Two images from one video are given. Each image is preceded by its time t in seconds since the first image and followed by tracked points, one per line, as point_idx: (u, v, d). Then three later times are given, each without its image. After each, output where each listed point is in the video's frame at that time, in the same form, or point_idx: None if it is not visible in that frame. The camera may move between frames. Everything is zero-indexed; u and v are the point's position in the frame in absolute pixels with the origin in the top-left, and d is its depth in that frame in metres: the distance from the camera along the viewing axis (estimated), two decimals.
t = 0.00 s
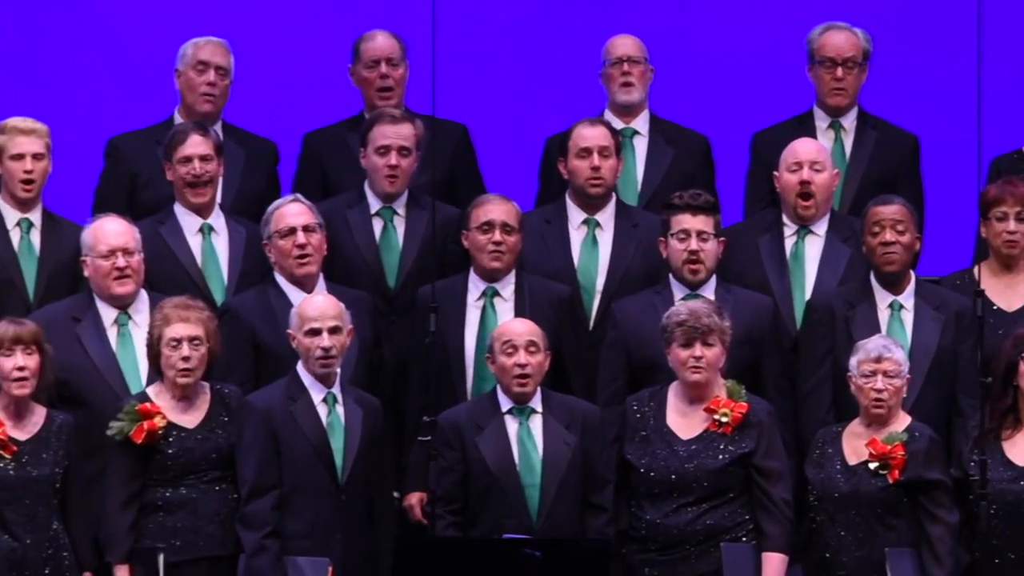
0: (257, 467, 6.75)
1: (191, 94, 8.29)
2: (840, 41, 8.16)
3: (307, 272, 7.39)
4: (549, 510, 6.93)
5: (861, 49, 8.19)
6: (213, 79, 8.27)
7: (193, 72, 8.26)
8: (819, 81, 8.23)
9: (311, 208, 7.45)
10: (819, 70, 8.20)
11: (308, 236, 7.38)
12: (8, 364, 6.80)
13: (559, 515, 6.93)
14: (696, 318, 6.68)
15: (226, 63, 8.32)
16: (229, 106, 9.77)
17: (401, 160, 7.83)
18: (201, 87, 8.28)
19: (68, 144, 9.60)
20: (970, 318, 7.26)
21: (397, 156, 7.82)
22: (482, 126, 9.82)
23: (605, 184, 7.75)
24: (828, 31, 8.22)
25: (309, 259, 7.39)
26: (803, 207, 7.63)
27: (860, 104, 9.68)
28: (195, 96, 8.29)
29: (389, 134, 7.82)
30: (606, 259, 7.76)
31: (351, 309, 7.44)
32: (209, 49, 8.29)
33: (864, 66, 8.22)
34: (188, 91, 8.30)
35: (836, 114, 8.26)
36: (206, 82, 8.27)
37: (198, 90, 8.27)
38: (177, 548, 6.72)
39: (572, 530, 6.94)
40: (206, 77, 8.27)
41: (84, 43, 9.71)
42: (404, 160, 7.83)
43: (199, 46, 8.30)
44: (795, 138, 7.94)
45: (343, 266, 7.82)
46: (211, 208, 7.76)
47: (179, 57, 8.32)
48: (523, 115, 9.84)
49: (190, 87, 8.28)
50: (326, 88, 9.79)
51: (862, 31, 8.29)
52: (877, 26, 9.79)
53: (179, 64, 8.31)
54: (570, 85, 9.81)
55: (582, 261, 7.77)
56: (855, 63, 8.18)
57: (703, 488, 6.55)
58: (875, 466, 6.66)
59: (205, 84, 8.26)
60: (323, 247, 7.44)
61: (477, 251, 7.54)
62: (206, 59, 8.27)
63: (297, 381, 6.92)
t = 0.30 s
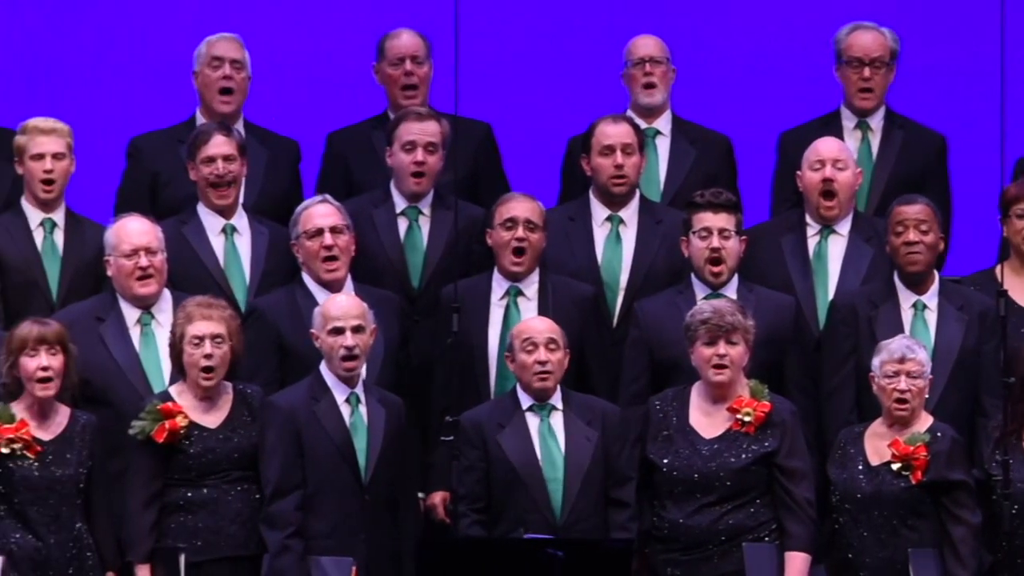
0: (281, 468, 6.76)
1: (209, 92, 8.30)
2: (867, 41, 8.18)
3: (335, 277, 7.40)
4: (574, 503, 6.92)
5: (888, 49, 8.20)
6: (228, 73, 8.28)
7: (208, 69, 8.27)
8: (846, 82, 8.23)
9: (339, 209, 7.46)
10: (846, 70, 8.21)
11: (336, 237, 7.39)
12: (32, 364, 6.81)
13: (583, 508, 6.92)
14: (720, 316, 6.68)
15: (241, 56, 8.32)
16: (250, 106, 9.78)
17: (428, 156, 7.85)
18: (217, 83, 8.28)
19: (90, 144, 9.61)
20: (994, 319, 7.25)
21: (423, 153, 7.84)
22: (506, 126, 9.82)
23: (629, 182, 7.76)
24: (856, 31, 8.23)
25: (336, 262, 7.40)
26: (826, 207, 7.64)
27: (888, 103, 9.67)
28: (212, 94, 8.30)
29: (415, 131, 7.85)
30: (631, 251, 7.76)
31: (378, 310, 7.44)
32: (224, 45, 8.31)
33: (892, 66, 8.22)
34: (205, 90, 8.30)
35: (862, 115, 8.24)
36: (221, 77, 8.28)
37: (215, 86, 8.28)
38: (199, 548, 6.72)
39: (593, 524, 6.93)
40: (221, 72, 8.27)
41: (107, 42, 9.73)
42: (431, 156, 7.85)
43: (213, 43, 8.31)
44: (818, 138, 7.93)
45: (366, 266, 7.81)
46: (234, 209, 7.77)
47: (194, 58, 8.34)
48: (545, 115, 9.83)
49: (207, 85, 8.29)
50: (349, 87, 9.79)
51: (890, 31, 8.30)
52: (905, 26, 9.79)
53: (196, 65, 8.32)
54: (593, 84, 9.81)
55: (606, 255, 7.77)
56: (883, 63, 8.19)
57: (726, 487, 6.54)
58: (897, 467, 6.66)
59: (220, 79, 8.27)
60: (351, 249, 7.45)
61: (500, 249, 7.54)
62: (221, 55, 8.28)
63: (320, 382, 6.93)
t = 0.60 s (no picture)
0: (297, 468, 6.75)
1: (223, 91, 8.31)
2: (892, 41, 8.21)
3: (352, 276, 7.40)
4: (588, 504, 6.92)
5: (913, 49, 8.22)
6: (242, 71, 8.28)
7: (221, 68, 8.28)
8: (871, 83, 8.26)
9: (356, 209, 7.48)
10: (871, 71, 8.24)
11: (353, 236, 7.41)
12: (50, 364, 6.82)
13: (597, 507, 6.93)
14: (737, 316, 6.68)
15: (254, 55, 8.32)
16: (266, 106, 9.78)
17: (446, 159, 7.85)
18: (231, 83, 8.29)
19: (106, 144, 9.61)
20: (1010, 319, 7.25)
21: (442, 155, 7.84)
22: (522, 124, 9.81)
23: (646, 183, 7.76)
24: (880, 31, 8.26)
25: (353, 262, 7.41)
26: (842, 204, 7.62)
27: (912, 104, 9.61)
28: (227, 94, 8.30)
29: (434, 133, 7.86)
30: (648, 251, 7.76)
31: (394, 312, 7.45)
32: (236, 45, 8.30)
33: (916, 66, 8.25)
34: (219, 90, 8.31)
35: (886, 116, 8.27)
36: (235, 76, 8.28)
37: (229, 85, 8.29)
38: (213, 548, 6.68)
39: (610, 526, 6.95)
40: (235, 71, 8.28)
41: (124, 41, 9.75)
42: (449, 158, 7.85)
43: (225, 43, 8.31)
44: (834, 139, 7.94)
45: (382, 267, 7.82)
46: (247, 209, 7.77)
47: (207, 58, 8.34)
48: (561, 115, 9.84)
49: (221, 84, 8.30)
50: (365, 87, 9.80)
51: (915, 31, 8.32)
52: (924, 26, 9.80)
53: (209, 66, 8.33)
54: (610, 83, 9.81)
55: (622, 256, 7.76)
56: (907, 63, 8.22)
57: (742, 487, 6.53)
58: (911, 467, 6.64)
59: (234, 78, 8.28)
60: (368, 249, 7.46)
61: (516, 248, 7.53)
62: (234, 55, 8.28)
63: (337, 382, 6.94)
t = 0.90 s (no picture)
0: (311, 468, 6.75)
1: (235, 91, 8.31)
2: (913, 42, 8.20)
3: (363, 277, 7.40)
4: (599, 502, 6.91)
5: (934, 50, 8.21)
6: (253, 71, 8.28)
7: (232, 68, 8.28)
8: (891, 83, 8.26)
9: (367, 209, 7.48)
10: (891, 71, 8.24)
11: (363, 236, 7.41)
12: (65, 364, 6.82)
13: (609, 505, 6.91)
14: (751, 316, 6.67)
15: (265, 54, 8.32)
16: (280, 104, 9.77)
17: (463, 159, 7.85)
18: (243, 82, 8.29)
19: (120, 145, 9.63)
20: None
21: (458, 155, 7.84)
22: (537, 125, 9.82)
23: (662, 181, 7.76)
24: (902, 32, 8.25)
25: (364, 262, 7.41)
26: (857, 203, 7.62)
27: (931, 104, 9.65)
28: (239, 94, 8.31)
29: (451, 133, 7.85)
30: (663, 252, 7.75)
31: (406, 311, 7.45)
32: (247, 45, 8.31)
33: (937, 67, 8.23)
34: (232, 90, 8.32)
35: (907, 116, 8.27)
36: (246, 75, 8.28)
37: (241, 84, 8.29)
38: (227, 548, 6.68)
39: (621, 524, 6.91)
40: (246, 71, 8.28)
41: (137, 40, 9.74)
42: (466, 159, 7.85)
43: (236, 43, 8.31)
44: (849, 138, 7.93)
45: (395, 268, 7.82)
46: (256, 208, 7.76)
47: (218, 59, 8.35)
48: (576, 115, 9.84)
49: (233, 84, 8.30)
50: (380, 87, 9.82)
51: (936, 31, 8.31)
52: (943, 26, 9.79)
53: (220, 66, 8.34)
54: (625, 82, 9.80)
55: (638, 256, 7.76)
56: (928, 64, 8.20)
57: (756, 487, 6.52)
58: (924, 467, 6.64)
59: (246, 78, 8.28)
60: (379, 249, 7.46)
61: (528, 249, 7.53)
62: (245, 54, 8.29)
63: (351, 382, 6.95)
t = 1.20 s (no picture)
0: (326, 468, 6.76)
1: (249, 92, 8.32)
2: (930, 41, 8.21)
3: (375, 277, 7.40)
4: (613, 499, 6.91)
5: (951, 49, 8.22)
6: (267, 71, 8.28)
7: (246, 69, 8.28)
8: (909, 82, 8.26)
9: (379, 210, 7.49)
10: (908, 71, 8.24)
11: (375, 237, 7.41)
12: (81, 364, 6.82)
13: (622, 503, 6.91)
14: (766, 315, 6.67)
15: (279, 55, 8.33)
16: (295, 105, 9.78)
17: (474, 156, 7.84)
18: (257, 83, 8.29)
19: (135, 145, 9.64)
20: None
21: (470, 152, 7.83)
22: (551, 125, 9.83)
23: (677, 179, 7.76)
24: (919, 32, 8.27)
25: (377, 263, 7.41)
26: (872, 203, 7.62)
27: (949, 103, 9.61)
28: (253, 94, 8.31)
29: (462, 131, 7.84)
30: (678, 252, 7.75)
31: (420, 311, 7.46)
32: (260, 45, 8.31)
33: (954, 66, 8.24)
34: (246, 90, 8.32)
35: (925, 116, 8.27)
36: (260, 76, 8.29)
37: (255, 85, 8.29)
38: (241, 548, 6.69)
39: (635, 522, 6.92)
40: (260, 72, 8.28)
41: (152, 41, 9.75)
42: (478, 156, 7.84)
43: (249, 44, 8.32)
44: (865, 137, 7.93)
45: (408, 267, 7.82)
46: (268, 208, 7.77)
47: (232, 59, 8.35)
48: (590, 115, 9.84)
49: (247, 85, 8.31)
50: (395, 87, 9.82)
51: (953, 32, 8.33)
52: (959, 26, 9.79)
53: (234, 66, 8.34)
54: (639, 82, 9.80)
55: (653, 255, 7.76)
56: (945, 63, 8.21)
57: (771, 486, 6.51)
58: (937, 467, 6.63)
59: (259, 79, 8.28)
60: (391, 249, 7.46)
61: (539, 247, 7.52)
62: (258, 55, 8.29)
63: (366, 382, 6.95)
